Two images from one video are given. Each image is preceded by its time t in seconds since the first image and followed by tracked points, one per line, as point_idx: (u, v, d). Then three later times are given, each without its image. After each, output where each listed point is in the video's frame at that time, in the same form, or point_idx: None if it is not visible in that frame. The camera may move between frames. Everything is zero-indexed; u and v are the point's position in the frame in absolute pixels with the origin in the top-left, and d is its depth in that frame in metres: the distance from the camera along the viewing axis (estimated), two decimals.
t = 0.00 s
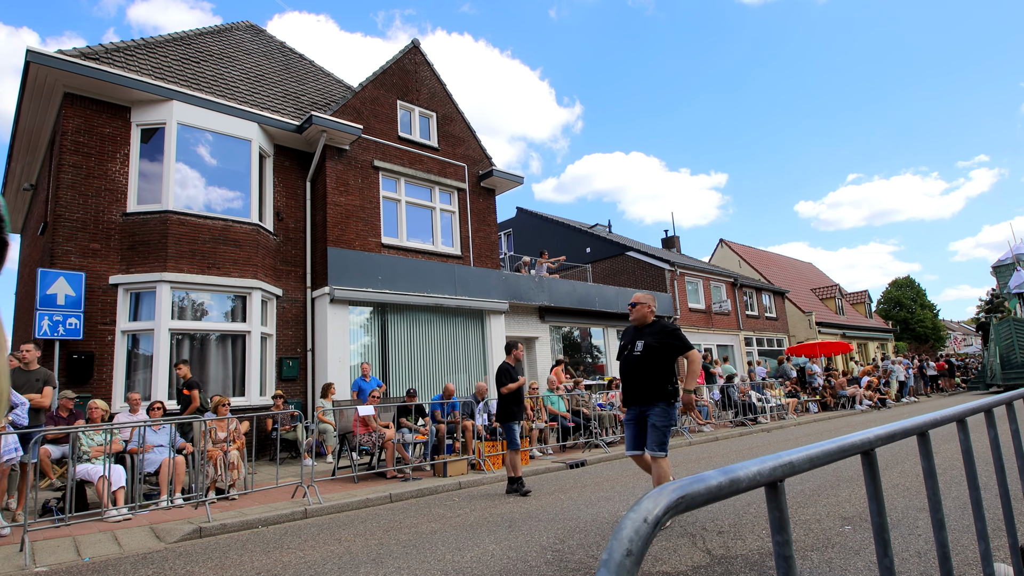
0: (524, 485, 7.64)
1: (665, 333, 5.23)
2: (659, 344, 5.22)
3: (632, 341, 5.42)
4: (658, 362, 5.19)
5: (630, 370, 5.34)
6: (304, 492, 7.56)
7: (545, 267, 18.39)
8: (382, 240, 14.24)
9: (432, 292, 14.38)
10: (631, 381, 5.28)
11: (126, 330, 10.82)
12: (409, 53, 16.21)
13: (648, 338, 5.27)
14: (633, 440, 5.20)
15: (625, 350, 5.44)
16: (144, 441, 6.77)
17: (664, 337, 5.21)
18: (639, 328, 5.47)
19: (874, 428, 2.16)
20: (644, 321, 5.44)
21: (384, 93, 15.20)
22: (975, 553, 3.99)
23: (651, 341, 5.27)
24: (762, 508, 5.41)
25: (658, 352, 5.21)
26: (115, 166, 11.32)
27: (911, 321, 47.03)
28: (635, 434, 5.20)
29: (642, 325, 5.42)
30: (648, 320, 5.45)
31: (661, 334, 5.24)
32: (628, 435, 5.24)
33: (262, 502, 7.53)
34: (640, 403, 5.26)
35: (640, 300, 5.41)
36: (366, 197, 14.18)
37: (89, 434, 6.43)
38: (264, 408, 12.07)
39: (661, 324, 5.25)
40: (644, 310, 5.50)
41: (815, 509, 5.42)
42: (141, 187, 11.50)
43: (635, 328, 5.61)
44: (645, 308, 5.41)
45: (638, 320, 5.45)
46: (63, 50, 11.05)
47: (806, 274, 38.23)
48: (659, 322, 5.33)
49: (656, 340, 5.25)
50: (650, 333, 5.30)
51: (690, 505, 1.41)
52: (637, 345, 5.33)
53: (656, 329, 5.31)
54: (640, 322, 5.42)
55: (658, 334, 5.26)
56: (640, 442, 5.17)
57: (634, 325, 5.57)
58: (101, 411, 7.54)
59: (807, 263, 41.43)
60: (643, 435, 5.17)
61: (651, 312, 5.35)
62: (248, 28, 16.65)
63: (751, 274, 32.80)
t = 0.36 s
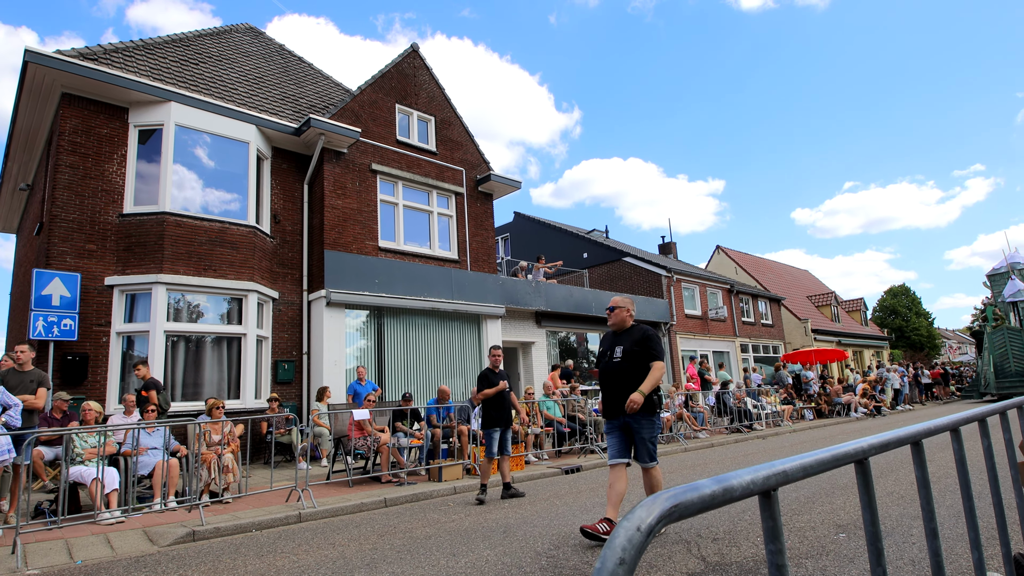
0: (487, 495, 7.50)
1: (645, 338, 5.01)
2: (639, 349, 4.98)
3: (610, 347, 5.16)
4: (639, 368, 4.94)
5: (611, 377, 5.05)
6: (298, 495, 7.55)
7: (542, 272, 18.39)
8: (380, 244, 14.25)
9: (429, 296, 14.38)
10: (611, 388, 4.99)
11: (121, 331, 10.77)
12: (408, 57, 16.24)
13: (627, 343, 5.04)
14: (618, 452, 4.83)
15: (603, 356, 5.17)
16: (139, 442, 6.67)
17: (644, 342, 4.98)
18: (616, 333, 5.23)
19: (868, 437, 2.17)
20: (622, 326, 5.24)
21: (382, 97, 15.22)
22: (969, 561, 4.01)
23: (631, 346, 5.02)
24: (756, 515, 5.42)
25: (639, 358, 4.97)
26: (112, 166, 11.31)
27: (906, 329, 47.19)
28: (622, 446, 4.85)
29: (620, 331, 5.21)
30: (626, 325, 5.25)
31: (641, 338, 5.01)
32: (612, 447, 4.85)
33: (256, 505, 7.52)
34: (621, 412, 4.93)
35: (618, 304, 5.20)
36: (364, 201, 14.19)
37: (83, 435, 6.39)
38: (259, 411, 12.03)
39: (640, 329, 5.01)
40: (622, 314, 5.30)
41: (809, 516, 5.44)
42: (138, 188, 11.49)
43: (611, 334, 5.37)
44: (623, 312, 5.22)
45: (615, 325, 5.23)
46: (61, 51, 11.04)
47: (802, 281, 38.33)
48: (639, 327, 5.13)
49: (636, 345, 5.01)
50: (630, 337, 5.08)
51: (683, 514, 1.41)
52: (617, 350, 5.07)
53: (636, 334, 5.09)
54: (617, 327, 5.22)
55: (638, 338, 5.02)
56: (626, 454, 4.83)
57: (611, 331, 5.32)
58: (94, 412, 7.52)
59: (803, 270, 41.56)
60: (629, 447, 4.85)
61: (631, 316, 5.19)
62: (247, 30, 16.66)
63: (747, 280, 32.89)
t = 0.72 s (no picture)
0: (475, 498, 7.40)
1: (624, 336, 4.80)
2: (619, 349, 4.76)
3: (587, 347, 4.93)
4: (617, 369, 4.75)
5: (587, 379, 4.81)
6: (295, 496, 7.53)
7: (541, 273, 18.40)
8: (378, 245, 14.25)
9: (427, 297, 14.36)
10: (587, 391, 4.78)
11: (119, 331, 10.76)
12: (407, 59, 16.26)
13: (604, 341, 4.80)
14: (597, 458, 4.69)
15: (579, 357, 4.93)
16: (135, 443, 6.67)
17: (624, 341, 4.78)
18: (592, 332, 5.00)
19: (863, 439, 2.17)
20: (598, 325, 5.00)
21: (381, 99, 15.24)
22: (966, 564, 4.02)
23: (609, 345, 4.79)
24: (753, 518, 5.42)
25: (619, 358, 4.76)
26: (110, 166, 11.31)
27: (904, 332, 47.23)
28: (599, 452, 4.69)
29: (596, 329, 4.97)
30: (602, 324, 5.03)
31: (620, 337, 4.80)
32: (590, 453, 4.71)
33: (254, 506, 7.51)
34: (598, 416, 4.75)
35: (594, 302, 4.95)
36: (362, 202, 14.19)
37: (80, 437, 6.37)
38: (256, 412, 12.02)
39: (617, 328, 4.81)
40: (599, 312, 5.04)
41: (807, 518, 5.45)
42: (136, 188, 11.48)
43: (585, 333, 5.13)
44: (599, 311, 4.98)
45: (590, 325, 4.99)
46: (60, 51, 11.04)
47: (800, 284, 38.36)
48: (615, 325, 4.89)
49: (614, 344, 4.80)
50: (606, 336, 4.84)
51: (678, 514, 1.42)
52: (595, 349, 4.84)
53: (613, 333, 4.86)
54: (593, 327, 4.97)
55: (617, 336, 4.80)
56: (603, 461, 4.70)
57: (585, 331, 5.11)
58: (91, 413, 7.49)
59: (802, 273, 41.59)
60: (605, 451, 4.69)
61: (607, 314, 4.93)
62: (247, 31, 16.67)
63: (745, 283, 32.91)
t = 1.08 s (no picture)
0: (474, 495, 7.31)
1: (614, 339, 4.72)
2: (608, 351, 4.67)
3: (574, 346, 4.80)
4: (605, 372, 4.65)
5: (573, 379, 4.68)
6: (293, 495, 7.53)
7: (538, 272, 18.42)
8: (376, 244, 14.24)
9: (424, 297, 14.36)
10: (571, 392, 4.66)
11: (115, 330, 10.74)
12: (405, 57, 16.24)
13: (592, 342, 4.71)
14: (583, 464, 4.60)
15: (566, 357, 4.80)
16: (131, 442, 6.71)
17: (614, 344, 4.69)
18: (580, 331, 4.88)
19: (857, 438, 2.18)
20: (586, 324, 4.90)
21: (379, 97, 15.23)
22: (960, 563, 4.05)
23: (599, 347, 4.70)
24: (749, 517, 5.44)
25: (607, 361, 4.67)
26: (107, 165, 11.28)
27: (901, 332, 47.34)
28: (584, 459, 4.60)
29: (584, 329, 4.87)
30: (589, 322, 4.93)
31: (611, 340, 4.72)
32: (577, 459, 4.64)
33: (251, 505, 7.51)
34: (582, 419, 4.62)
35: (585, 299, 4.86)
36: (360, 201, 14.18)
37: (75, 435, 6.32)
38: (253, 411, 12.02)
39: (606, 330, 4.72)
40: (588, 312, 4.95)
41: (803, 517, 5.46)
42: (133, 186, 11.46)
43: (571, 331, 5.00)
44: (588, 308, 4.90)
45: (578, 322, 4.89)
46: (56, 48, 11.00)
47: (797, 284, 38.42)
48: (604, 325, 4.80)
49: (603, 346, 4.72)
50: (594, 336, 4.75)
51: (669, 511, 1.43)
52: (583, 350, 4.72)
53: (602, 334, 4.76)
54: (581, 325, 4.87)
55: (607, 339, 4.72)
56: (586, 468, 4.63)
57: (572, 329, 4.99)
58: (86, 412, 7.46)
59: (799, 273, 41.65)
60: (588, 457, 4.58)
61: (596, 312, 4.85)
62: (244, 29, 16.64)
63: (743, 283, 32.96)
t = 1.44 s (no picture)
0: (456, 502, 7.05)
1: (608, 329, 4.36)
2: (601, 342, 4.32)
3: (565, 335, 4.45)
4: (596, 364, 4.29)
5: (562, 372, 4.31)
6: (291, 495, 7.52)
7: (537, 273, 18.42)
8: (375, 244, 14.24)
9: (423, 296, 14.35)
10: (560, 387, 4.28)
11: (114, 329, 10.74)
12: (404, 57, 16.26)
13: (585, 333, 4.36)
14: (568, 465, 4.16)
15: (555, 347, 4.44)
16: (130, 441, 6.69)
17: (608, 336, 4.34)
18: (572, 320, 4.52)
19: (856, 437, 2.19)
20: (580, 313, 4.51)
21: (378, 97, 15.24)
22: (958, 563, 4.06)
23: (591, 337, 4.34)
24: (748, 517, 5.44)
25: (599, 353, 4.31)
26: (106, 164, 11.27)
27: (899, 333, 47.40)
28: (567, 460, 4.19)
29: (576, 318, 4.50)
30: (583, 311, 4.54)
31: (604, 330, 4.35)
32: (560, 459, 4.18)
33: (250, 504, 7.51)
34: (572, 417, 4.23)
35: (578, 286, 4.47)
36: (359, 200, 14.18)
37: (75, 434, 6.32)
38: (252, 411, 12.01)
39: (600, 319, 4.36)
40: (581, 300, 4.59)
41: (801, 517, 5.47)
42: (132, 186, 11.45)
43: (562, 321, 4.64)
44: (582, 296, 4.51)
45: (570, 311, 4.49)
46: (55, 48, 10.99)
47: (796, 285, 38.46)
48: (598, 315, 4.45)
49: (596, 336, 4.37)
50: (587, 326, 4.40)
51: (669, 510, 1.43)
52: (574, 341, 4.37)
53: (596, 324, 4.41)
54: (574, 314, 4.48)
55: (601, 330, 4.36)
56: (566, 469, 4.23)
57: (563, 317, 4.62)
58: (86, 412, 7.45)
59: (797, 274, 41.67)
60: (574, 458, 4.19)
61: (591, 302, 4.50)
62: (243, 28, 16.63)
63: (741, 283, 33.00)
